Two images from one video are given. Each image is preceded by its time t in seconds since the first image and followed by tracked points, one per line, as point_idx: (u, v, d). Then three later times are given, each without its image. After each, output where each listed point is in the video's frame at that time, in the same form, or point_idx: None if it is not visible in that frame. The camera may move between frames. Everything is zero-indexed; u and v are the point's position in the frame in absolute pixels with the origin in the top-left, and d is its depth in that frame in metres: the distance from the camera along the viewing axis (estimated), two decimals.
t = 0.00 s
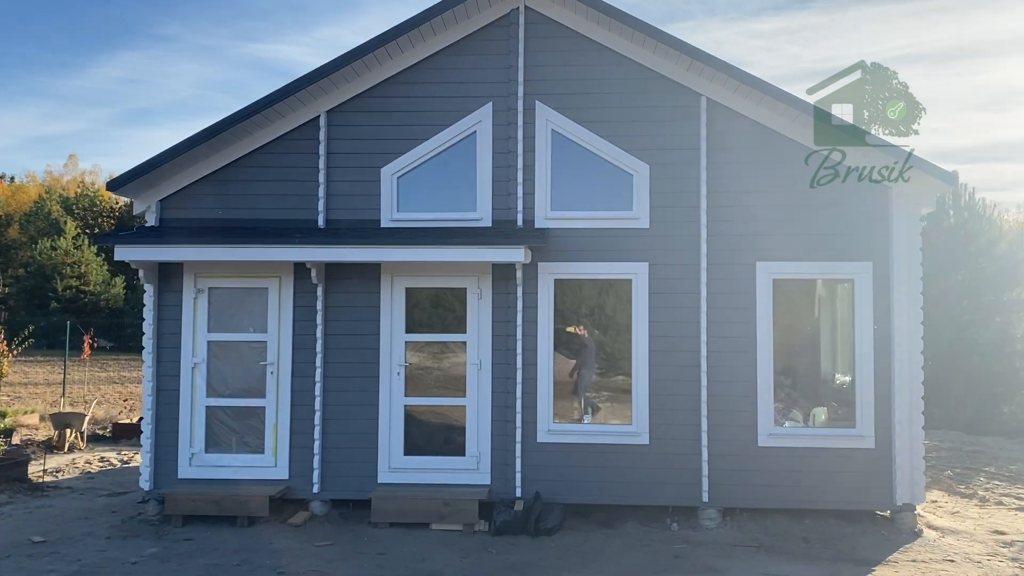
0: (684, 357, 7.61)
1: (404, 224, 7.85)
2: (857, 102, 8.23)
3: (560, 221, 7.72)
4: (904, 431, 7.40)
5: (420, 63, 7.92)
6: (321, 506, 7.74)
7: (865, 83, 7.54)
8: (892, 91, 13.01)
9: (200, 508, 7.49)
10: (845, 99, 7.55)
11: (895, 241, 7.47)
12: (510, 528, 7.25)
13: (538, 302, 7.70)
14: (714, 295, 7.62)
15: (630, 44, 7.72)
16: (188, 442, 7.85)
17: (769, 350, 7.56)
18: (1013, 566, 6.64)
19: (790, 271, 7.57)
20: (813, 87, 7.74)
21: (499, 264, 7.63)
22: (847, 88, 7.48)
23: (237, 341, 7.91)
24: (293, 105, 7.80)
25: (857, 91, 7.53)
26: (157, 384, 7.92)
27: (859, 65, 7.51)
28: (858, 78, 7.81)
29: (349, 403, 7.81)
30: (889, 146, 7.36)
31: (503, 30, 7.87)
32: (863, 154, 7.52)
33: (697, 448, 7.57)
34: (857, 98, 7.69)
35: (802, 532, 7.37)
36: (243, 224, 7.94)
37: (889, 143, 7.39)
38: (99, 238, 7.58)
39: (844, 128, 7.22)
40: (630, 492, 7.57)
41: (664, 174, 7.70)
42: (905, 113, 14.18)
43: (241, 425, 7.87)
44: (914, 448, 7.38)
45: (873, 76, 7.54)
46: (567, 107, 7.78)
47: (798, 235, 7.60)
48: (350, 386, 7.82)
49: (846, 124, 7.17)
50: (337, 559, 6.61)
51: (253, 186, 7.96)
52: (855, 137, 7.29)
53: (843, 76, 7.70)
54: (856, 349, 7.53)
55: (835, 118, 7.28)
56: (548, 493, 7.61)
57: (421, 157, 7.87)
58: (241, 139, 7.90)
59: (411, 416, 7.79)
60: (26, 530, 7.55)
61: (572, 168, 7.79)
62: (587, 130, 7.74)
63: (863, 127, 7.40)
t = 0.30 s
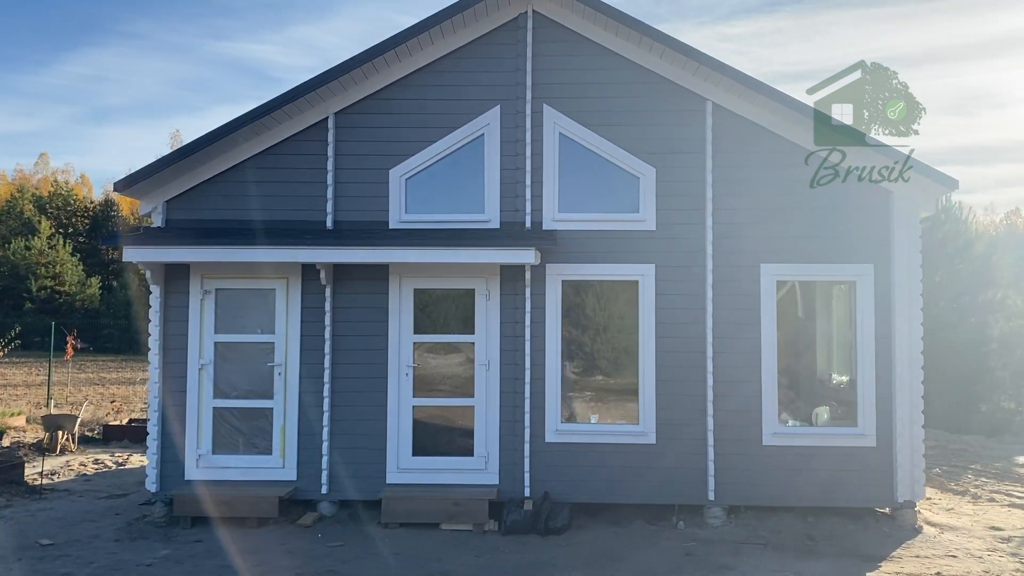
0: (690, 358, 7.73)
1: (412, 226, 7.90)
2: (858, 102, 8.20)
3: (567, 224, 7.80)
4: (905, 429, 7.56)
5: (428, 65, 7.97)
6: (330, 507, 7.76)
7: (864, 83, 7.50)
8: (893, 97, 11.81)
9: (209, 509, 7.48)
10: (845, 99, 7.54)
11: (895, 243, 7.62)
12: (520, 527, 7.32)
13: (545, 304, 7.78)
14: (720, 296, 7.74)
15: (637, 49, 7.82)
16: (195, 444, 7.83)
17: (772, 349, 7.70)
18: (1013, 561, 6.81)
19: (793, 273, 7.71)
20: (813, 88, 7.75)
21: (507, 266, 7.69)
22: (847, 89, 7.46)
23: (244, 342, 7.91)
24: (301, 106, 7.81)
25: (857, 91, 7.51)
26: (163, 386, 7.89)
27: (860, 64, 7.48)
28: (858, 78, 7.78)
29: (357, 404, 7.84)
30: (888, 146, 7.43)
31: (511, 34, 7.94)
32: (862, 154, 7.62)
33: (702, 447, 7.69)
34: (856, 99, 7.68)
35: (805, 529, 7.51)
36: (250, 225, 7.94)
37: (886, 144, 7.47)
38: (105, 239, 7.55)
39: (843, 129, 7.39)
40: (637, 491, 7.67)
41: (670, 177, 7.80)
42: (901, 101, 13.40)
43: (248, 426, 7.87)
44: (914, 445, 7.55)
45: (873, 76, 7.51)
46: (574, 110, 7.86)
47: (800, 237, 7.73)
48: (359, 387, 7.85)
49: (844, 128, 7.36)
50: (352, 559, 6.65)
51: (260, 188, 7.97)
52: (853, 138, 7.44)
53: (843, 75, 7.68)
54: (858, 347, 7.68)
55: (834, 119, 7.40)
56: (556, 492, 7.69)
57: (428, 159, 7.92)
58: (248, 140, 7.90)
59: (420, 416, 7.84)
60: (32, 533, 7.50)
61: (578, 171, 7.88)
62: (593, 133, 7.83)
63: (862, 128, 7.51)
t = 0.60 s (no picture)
0: (694, 355, 7.85)
1: (418, 224, 7.94)
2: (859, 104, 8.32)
3: (573, 222, 7.89)
4: (904, 423, 7.74)
5: (433, 64, 8.00)
6: (337, 504, 7.80)
7: (864, 83, 7.63)
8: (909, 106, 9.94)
9: (217, 507, 7.49)
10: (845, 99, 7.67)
11: (894, 241, 7.79)
12: (528, 522, 7.40)
13: (551, 302, 7.87)
14: (723, 293, 7.87)
15: (641, 49, 7.91)
16: (201, 442, 7.82)
17: (775, 346, 7.84)
18: (1009, 550, 7.01)
19: (794, 271, 7.85)
20: (814, 87, 7.89)
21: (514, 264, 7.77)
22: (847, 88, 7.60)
23: (250, 340, 7.91)
24: (307, 104, 7.81)
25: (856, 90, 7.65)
26: (169, 384, 7.87)
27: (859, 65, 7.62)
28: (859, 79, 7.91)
29: (364, 402, 7.87)
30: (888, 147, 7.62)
31: (516, 34, 8.01)
32: (861, 154, 7.77)
33: (706, 442, 7.82)
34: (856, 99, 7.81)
35: (806, 521, 7.67)
36: (256, 223, 7.94)
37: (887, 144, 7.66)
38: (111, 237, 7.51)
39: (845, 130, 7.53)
40: (642, 486, 7.79)
41: (673, 176, 7.91)
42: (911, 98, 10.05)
43: (255, 424, 7.88)
44: (912, 439, 7.73)
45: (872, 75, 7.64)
46: (580, 110, 7.95)
47: (802, 236, 7.88)
48: (365, 385, 7.88)
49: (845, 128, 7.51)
50: (365, 556, 6.69)
51: (266, 186, 7.97)
52: (854, 139, 7.59)
53: (844, 75, 7.82)
54: (857, 344, 7.85)
55: (833, 119, 7.56)
56: (563, 488, 7.78)
57: (434, 158, 7.96)
58: (254, 138, 7.88)
59: (427, 413, 7.90)
60: (38, 532, 7.46)
61: (583, 170, 7.97)
62: (598, 133, 7.92)
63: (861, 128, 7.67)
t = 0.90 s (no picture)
0: (696, 352, 7.97)
1: (423, 223, 7.98)
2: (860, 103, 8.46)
3: (576, 221, 7.97)
4: (900, 418, 7.91)
5: (438, 63, 8.04)
6: (343, 502, 7.82)
7: (864, 83, 7.79)
8: (910, 106, 9.52)
9: (223, 506, 7.48)
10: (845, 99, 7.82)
11: (891, 240, 7.96)
12: (535, 518, 7.48)
13: (555, 299, 7.95)
14: (724, 291, 7.99)
15: (645, 50, 8.01)
16: (205, 440, 7.80)
17: (775, 343, 7.97)
18: (1005, 541, 7.21)
19: (794, 269, 7.99)
20: (814, 87, 8.03)
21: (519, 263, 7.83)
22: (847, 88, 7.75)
23: (254, 339, 7.91)
24: (312, 103, 7.82)
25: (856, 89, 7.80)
26: (172, 383, 7.82)
27: (859, 65, 7.78)
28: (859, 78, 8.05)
29: (370, 400, 7.90)
30: (888, 147, 7.79)
31: (520, 34, 8.07)
32: (860, 154, 7.93)
33: (708, 437, 7.94)
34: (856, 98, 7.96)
35: (806, 515, 7.82)
36: (260, 222, 7.93)
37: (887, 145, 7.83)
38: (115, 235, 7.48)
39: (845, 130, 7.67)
40: (645, 481, 7.89)
41: (675, 176, 8.02)
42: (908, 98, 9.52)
43: (259, 423, 7.88)
44: (908, 434, 7.90)
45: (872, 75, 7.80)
46: (583, 110, 8.03)
47: (801, 234, 8.02)
48: (371, 383, 7.91)
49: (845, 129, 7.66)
50: (377, 553, 6.74)
51: (270, 185, 7.96)
52: (854, 140, 7.73)
53: (844, 74, 7.97)
54: (855, 340, 8.01)
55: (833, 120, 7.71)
56: (567, 484, 7.86)
57: (439, 157, 8.01)
58: (259, 137, 7.88)
59: (432, 410, 7.95)
60: (42, 533, 7.41)
61: (586, 170, 8.06)
62: (601, 132, 8.01)
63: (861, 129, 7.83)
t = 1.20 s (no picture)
0: (701, 347, 8.07)
1: (430, 220, 8.01)
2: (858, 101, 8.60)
3: (583, 217, 8.04)
4: (900, 411, 8.07)
5: (444, 60, 8.06)
6: (351, 498, 7.84)
7: (863, 82, 7.91)
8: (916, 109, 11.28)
9: (232, 503, 7.47)
10: (845, 99, 7.96)
11: (891, 237, 8.11)
12: (544, 512, 7.54)
13: (562, 295, 8.01)
14: (729, 287, 8.09)
15: (649, 48, 8.09)
16: (213, 437, 7.78)
17: (778, 338, 8.09)
18: (1004, 530, 7.38)
19: (797, 266, 8.12)
20: (814, 87, 8.16)
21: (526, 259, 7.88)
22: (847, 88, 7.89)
23: (262, 335, 7.90)
24: (318, 100, 7.82)
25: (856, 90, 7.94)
26: (179, 380, 7.79)
27: (859, 66, 7.92)
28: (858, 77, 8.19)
29: (378, 396, 7.92)
30: (888, 147, 7.92)
31: (526, 31, 8.12)
32: (860, 153, 8.06)
33: (713, 431, 8.04)
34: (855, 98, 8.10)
35: (809, 507, 7.96)
36: (267, 218, 7.92)
37: (887, 145, 7.96)
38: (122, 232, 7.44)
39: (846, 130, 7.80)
40: (651, 475, 7.98)
41: (680, 173, 8.11)
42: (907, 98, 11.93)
43: (267, 419, 7.87)
44: (907, 427, 8.06)
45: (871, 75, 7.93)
46: (589, 107, 8.10)
47: (803, 230, 8.15)
48: (379, 379, 7.93)
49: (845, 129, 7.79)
50: (391, 548, 6.76)
51: (277, 181, 7.95)
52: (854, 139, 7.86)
53: (843, 74, 8.10)
54: (855, 335, 8.15)
55: (833, 118, 7.84)
56: (575, 478, 7.94)
57: (446, 154, 8.04)
58: (265, 133, 7.86)
59: (440, 406, 7.98)
60: (49, 531, 7.35)
61: (592, 166, 8.13)
62: (607, 129, 8.08)
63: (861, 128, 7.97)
